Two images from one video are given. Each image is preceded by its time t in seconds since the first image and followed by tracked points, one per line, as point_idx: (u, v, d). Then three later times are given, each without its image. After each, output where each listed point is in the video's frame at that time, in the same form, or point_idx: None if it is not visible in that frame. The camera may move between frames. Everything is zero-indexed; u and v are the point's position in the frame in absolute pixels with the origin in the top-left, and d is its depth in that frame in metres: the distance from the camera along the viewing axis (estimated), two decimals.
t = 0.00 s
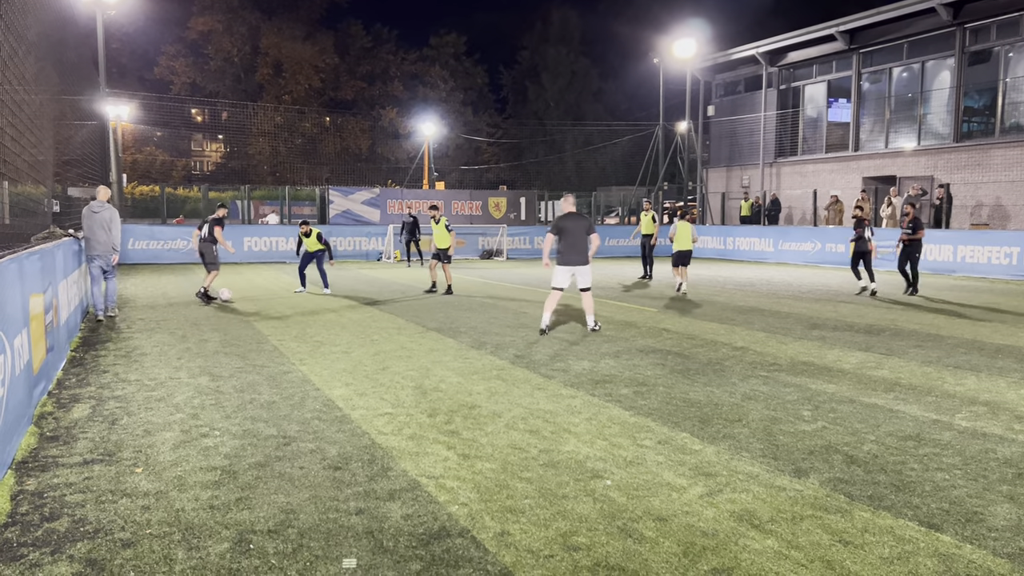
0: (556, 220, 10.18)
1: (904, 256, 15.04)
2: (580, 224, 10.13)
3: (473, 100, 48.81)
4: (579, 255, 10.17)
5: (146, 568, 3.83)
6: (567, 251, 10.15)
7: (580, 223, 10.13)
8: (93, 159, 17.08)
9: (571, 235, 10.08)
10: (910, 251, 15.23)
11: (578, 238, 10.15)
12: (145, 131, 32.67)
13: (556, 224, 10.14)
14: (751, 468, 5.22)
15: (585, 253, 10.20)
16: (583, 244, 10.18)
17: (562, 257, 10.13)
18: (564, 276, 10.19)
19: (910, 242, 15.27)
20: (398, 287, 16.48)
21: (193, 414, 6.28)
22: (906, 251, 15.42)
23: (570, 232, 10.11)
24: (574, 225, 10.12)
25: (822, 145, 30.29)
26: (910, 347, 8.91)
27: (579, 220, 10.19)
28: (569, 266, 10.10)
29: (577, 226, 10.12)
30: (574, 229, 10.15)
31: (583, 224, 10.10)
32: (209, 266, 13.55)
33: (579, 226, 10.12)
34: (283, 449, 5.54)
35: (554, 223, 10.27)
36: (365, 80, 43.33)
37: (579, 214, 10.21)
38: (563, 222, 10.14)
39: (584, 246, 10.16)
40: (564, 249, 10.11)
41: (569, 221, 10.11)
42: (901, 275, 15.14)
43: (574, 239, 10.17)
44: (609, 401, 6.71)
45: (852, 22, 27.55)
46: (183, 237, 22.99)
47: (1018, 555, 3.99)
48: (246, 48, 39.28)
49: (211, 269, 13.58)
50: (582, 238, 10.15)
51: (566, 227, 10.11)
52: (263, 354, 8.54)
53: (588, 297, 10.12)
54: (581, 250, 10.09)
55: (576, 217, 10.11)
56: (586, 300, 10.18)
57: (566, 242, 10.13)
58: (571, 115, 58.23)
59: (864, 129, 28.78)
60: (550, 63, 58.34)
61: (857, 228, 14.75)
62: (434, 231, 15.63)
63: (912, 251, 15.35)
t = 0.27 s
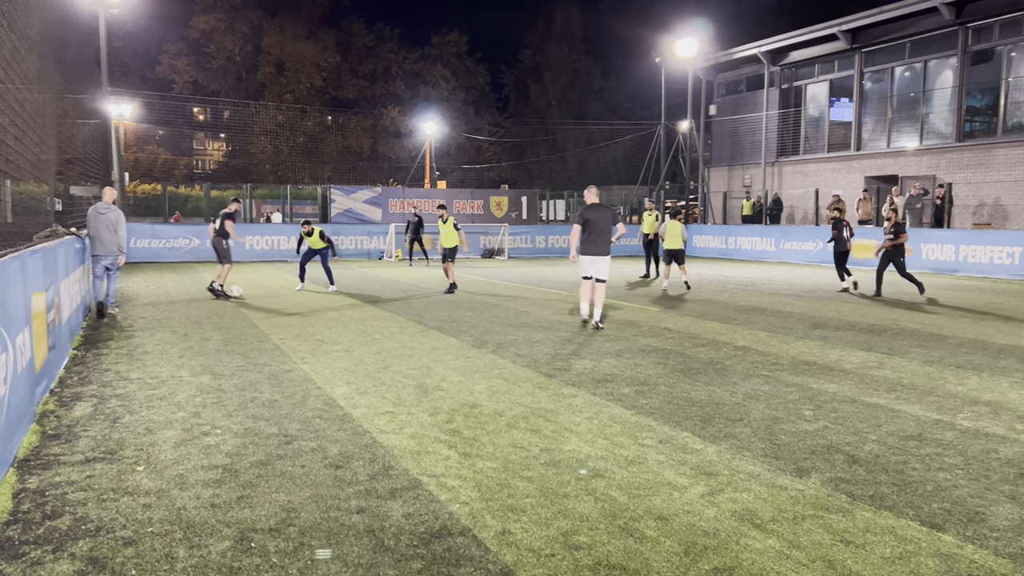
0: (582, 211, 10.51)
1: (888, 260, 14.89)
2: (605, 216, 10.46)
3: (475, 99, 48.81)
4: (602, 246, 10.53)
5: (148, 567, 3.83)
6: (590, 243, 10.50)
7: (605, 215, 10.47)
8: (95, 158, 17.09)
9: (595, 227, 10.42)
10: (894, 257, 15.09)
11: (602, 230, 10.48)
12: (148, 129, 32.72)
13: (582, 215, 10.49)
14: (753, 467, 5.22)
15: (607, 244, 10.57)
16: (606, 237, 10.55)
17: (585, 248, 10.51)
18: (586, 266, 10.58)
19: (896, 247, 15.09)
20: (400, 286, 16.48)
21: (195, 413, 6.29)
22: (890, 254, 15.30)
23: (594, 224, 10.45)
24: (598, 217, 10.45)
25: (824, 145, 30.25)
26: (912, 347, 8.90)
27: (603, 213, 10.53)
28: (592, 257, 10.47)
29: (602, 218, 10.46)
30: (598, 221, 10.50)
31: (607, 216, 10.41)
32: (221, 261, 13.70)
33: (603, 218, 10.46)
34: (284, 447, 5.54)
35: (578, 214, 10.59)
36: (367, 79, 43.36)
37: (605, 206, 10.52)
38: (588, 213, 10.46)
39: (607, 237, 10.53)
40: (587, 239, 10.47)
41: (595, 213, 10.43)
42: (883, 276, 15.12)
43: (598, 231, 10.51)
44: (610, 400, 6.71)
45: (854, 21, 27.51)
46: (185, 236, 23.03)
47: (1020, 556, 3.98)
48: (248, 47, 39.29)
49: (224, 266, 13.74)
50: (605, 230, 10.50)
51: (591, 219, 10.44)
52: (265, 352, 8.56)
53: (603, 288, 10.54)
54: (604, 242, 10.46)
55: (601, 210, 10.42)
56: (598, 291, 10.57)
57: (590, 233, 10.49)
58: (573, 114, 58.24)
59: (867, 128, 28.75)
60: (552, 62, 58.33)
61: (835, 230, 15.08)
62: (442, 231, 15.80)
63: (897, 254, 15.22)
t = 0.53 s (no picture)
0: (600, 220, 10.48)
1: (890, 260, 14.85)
2: (623, 224, 10.40)
3: (478, 99, 48.80)
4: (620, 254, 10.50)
5: (151, 565, 3.83)
6: (609, 251, 10.46)
7: (622, 223, 10.42)
8: (99, 157, 17.14)
9: (611, 235, 10.38)
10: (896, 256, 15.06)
11: (620, 238, 10.42)
12: (151, 128, 32.76)
13: (599, 224, 10.45)
14: (756, 467, 5.21)
15: (626, 252, 10.54)
16: (624, 244, 10.51)
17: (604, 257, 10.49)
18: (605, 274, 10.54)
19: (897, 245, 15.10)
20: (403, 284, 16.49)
21: (197, 411, 6.29)
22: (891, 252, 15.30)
23: (611, 232, 10.40)
24: (615, 226, 10.40)
25: (827, 144, 30.21)
26: (915, 347, 8.88)
27: (622, 220, 10.47)
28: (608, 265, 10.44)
29: (619, 226, 10.41)
30: (616, 228, 10.45)
31: (625, 225, 10.36)
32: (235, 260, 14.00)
33: (620, 226, 10.40)
34: (287, 446, 5.54)
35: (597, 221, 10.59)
36: (370, 78, 43.38)
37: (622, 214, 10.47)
38: (605, 222, 10.42)
39: (624, 245, 10.46)
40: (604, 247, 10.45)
41: (612, 221, 10.38)
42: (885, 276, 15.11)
43: (615, 239, 10.46)
44: (613, 400, 6.70)
45: (858, 21, 27.46)
46: (188, 234, 23.07)
47: None
48: (251, 46, 39.32)
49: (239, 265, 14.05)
50: (623, 239, 10.45)
51: (608, 228, 10.40)
52: (268, 351, 8.56)
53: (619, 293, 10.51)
54: (621, 250, 10.40)
55: (618, 218, 10.38)
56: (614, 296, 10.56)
57: (608, 241, 10.45)
58: (576, 114, 58.22)
59: (870, 128, 28.73)
60: (555, 61, 58.29)
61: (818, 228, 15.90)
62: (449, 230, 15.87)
63: (897, 252, 15.22)
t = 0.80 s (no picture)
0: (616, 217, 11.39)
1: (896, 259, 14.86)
2: (637, 220, 11.15)
3: (479, 99, 48.79)
4: (637, 248, 11.21)
5: (152, 564, 3.83)
6: (625, 246, 11.23)
7: (637, 218, 11.17)
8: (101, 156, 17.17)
9: (626, 231, 11.23)
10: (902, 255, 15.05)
11: (634, 233, 11.19)
12: (153, 126, 32.77)
13: (614, 221, 11.34)
14: (758, 467, 5.20)
15: (643, 246, 11.24)
16: (640, 239, 11.22)
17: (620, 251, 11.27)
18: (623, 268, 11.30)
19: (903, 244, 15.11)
20: (405, 284, 16.49)
21: (199, 410, 6.29)
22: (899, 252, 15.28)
23: (626, 228, 11.26)
24: (629, 221, 11.22)
25: (829, 144, 30.19)
26: (917, 347, 8.87)
27: (636, 217, 11.27)
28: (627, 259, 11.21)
29: (633, 221, 11.18)
30: (630, 225, 11.31)
31: (637, 220, 11.10)
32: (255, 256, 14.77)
33: (634, 222, 11.17)
34: (288, 445, 5.54)
35: (611, 220, 11.49)
36: (371, 77, 43.41)
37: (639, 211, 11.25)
38: (620, 219, 11.27)
39: (640, 239, 11.27)
40: (621, 244, 11.26)
41: (625, 218, 11.24)
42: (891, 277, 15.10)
43: (631, 235, 11.25)
44: (615, 399, 6.69)
45: (861, 21, 27.44)
46: (190, 233, 23.07)
47: None
48: (253, 45, 39.33)
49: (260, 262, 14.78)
50: (636, 233, 11.19)
51: (622, 224, 11.24)
52: (269, 350, 8.56)
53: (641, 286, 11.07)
54: (636, 243, 11.20)
55: (631, 214, 11.17)
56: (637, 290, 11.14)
57: (624, 237, 11.27)
58: (577, 113, 58.20)
59: (872, 128, 28.71)
60: (557, 60, 58.29)
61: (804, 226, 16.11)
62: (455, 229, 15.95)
63: (903, 251, 15.23)
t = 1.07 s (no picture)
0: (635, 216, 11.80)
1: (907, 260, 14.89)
2: (656, 221, 11.62)
3: (481, 98, 48.79)
4: (653, 249, 11.65)
5: (156, 562, 3.83)
6: (643, 246, 11.67)
7: (656, 220, 11.63)
8: (104, 155, 17.20)
9: (644, 232, 11.64)
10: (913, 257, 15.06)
11: (652, 234, 11.64)
12: (156, 126, 32.79)
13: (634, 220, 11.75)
14: (761, 467, 5.20)
15: (659, 247, 11.70)
16: (656, 240, 11.67)
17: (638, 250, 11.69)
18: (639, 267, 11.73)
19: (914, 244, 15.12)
20: (407, 283, 16.50)
21: (202, 410, 6.29)
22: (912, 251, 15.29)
23: (644, 228, 11.67)
24: (649, 222, 11.65)
25: (832, 144, 30.17)
26: (920, 347, 8.87)
27: (655, 218, 11.72)
28: (643, 258, 11.63)
29: (652, 223, 11.63)
30: (649, 226, 11.74)
31: (657, 221, 11.56)
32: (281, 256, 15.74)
33: (653, 223, 11.63)
34: (291, 444, 5.55)
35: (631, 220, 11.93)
36: (374, 76, 43.45)
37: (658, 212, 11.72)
38: (639, 219, 11.71)
39: (657, 241, 11.72)
40: (638, 243, 11.66)
41: (646, 218, 11.66)
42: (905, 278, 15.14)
43: (649, 235, 11.70)
44: (618, 399, 6.69)
45: (864, 20, 27.42)
46: (192, 233, 23.10)
47: None
48: (256, 45, 39.36)
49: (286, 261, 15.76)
50: (655, 234, 11.63)
51: (642, 224, 11.67)
52: (273, 349, 8.57)
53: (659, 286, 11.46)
54: (654, 244, 11.64)
55: (651, 215, 11.62)
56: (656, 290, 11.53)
57: (642, 236, 11.68)
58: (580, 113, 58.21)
59: (875, 128, 28.69)
60: (560, 60, 58.28)
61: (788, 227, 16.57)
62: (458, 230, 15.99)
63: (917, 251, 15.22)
